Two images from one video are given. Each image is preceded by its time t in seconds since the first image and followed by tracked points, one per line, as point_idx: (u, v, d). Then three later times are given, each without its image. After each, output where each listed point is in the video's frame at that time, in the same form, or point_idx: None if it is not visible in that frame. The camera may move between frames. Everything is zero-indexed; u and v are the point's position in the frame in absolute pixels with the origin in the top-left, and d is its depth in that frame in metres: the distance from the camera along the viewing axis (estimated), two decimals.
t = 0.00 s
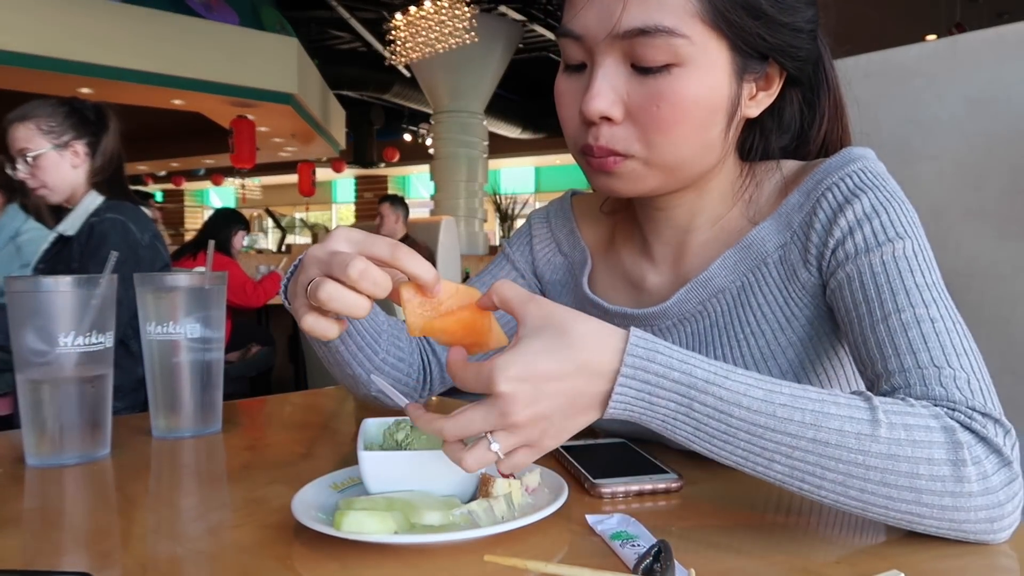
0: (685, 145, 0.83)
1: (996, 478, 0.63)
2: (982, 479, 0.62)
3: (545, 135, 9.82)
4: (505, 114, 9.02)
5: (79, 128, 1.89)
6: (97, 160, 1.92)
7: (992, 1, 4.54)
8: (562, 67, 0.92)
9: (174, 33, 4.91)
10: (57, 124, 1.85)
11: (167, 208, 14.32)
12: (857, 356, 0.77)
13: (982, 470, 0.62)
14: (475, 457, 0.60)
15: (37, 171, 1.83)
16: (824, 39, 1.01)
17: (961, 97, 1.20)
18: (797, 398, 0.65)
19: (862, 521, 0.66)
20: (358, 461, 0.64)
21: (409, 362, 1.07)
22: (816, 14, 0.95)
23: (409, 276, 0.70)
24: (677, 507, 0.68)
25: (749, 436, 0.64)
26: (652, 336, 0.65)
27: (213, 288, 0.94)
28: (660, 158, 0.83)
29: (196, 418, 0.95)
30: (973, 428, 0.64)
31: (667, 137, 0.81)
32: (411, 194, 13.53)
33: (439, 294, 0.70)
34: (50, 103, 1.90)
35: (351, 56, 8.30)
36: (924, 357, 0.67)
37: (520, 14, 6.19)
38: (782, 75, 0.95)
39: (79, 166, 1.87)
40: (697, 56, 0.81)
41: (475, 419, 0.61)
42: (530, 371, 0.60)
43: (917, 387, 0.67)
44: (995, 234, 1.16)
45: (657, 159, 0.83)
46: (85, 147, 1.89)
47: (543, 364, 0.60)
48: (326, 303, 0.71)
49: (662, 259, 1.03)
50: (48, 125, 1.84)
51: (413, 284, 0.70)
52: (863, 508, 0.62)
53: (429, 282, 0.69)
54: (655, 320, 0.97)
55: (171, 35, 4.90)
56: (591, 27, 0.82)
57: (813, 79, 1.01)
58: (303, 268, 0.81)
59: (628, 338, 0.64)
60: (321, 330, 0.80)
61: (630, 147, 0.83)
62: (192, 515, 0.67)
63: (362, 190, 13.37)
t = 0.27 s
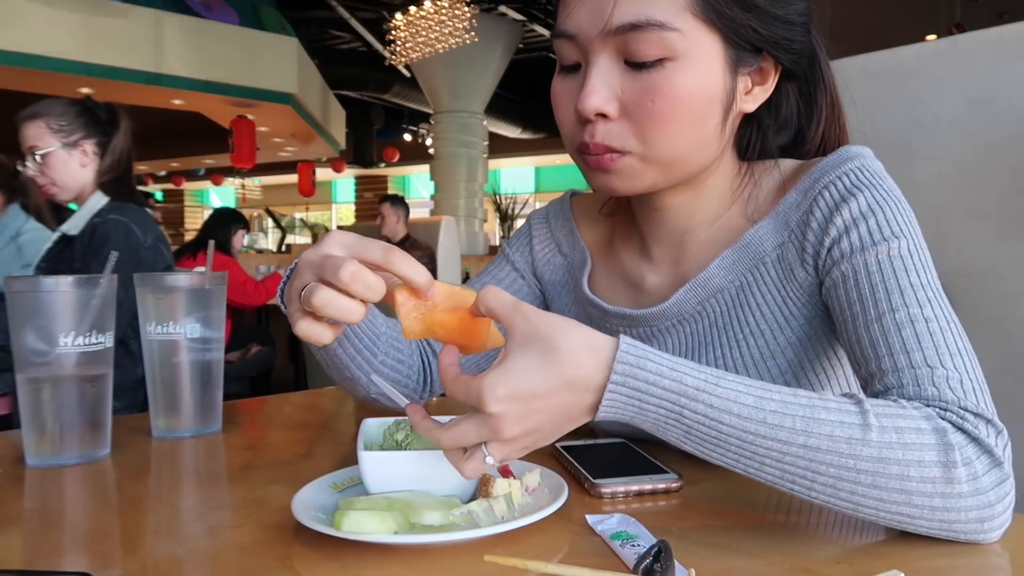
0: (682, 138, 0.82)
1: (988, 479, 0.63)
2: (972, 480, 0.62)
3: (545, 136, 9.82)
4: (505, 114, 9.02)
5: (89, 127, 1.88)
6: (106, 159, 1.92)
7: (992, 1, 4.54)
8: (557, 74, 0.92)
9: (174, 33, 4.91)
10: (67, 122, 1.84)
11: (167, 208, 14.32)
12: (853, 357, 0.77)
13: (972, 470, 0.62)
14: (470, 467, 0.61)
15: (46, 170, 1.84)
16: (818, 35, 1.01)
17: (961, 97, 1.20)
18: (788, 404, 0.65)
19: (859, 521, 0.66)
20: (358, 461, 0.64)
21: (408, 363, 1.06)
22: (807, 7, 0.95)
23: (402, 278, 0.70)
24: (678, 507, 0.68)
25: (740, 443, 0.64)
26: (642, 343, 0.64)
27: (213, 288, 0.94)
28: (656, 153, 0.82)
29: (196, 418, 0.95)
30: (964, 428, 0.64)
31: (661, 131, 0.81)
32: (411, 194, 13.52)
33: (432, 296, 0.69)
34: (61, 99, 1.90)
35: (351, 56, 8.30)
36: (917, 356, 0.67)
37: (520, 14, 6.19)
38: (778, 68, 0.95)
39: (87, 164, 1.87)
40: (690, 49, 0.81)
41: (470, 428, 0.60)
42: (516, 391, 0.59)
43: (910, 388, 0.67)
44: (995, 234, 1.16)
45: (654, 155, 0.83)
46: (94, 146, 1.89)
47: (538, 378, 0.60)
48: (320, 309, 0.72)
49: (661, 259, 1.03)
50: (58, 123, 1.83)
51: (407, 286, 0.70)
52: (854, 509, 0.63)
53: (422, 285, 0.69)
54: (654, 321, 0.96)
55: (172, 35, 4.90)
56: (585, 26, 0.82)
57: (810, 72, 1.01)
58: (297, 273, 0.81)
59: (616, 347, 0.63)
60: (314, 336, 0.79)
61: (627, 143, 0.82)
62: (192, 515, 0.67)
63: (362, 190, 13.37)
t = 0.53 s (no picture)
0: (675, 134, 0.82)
1: (988, 479, 0.63)
2: (974, 480, 0.62)
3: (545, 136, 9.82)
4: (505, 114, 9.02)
5: (90, 126, 1.88)
6: (108, 158, 1.91)
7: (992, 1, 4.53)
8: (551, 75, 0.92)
9: (174, 33, 4.92)
10: (68, 120, 1.84)
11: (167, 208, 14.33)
12: (853, 359, 0.77)
13: (974, 471, 0.62)
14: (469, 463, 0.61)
15: (46, 167, 1.84)
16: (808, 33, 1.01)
17: (961, 97, 1.20)
18: (792, 408, 0.65)
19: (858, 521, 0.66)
20: (358, 461, 0.64)
21: (406, 366, 1.06)
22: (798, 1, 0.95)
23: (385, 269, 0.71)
24: (678, 508, 0.68)
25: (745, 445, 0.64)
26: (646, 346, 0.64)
27: (213, 288, 0.94)
28: (652, 149, 0.82)
29: (196, 418, 0.95)
30: (966, 428, 0.64)
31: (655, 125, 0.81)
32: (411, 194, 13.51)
33: (412, 287, 0.70)
34: (67, 99, 1.90)
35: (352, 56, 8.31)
36: (918, 356, 0.67)
37: (520, 14, 6.19)
38: (769, 62, 0.94)
39: (87, 163, 1.86)
40: (683, 40, 0.81)
41: (471, 428, 0.60)
42: (516, 399, 0.59)
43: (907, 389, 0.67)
44: (995, 234, 1.16)
45: (648, 151, 0.82)
46: (95, 145, 1.88)
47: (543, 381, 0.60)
48: (303, 308, 0.72)
49: (659, 260, 1.03)
50: (59, 121, 1.83)
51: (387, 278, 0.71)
52: (856, 509, 0.63)
53: (401, 275, 0.70)
54: (653, 321, 0.96)
55: (172, 35, 4.90)
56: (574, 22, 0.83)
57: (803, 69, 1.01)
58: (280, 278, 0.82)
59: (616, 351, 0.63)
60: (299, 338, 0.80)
61: (622, 135, 0.82)
62: (191, 515, 0.67)
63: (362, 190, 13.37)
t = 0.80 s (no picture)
0: (682, 109, 0.81)
1: (992, 478, 0.63)
2: (977, 477, 0.62)
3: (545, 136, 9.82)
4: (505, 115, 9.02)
5: (88, 126, 1.87)
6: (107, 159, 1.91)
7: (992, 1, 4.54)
8: (549, 67, 0.92)
9: (174, 33, 4.92)
10: (65, 120, 1.85)
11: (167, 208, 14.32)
12: (856, 353, 0.76)
13: (978, 467, 0.63)
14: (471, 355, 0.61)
15: (43, 167, 1.84)
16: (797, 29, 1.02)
17: (961, 96, 1.20)
18: (817, 374, 0.63)
19: (855, 520, 0.66)
20: (358, 461, 0.64)
21: (408, 374, 1.05)
22: None
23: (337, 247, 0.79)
24: (678, 508, 0.68)
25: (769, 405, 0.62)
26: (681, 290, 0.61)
27: (213, 288, 0.94)
28: (661, 125, 0.81)
29: (196, 418, 0.95)
30: (976, 426, 0.64)
31: (663, 99, 0.80)
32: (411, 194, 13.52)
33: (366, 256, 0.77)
34: (67, 99, 1.91)
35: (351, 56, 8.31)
36: (923, 353, 0.67)
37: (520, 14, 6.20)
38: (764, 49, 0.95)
39: (84, 163, 1.86)
40: (685, 21, 0.82)
41: (482, 323, 0.60)
42: (539, 307, 0.57)
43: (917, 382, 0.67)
44: (995, 234, 1.16)
45: (657, 128, 0.81)
46: (92, 145, 1.87)
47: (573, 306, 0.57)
48: (255, 283, 0.81)
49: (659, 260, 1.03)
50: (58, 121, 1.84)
51: (341, 252, 0.79)
52: (860, 489, 0.63)
53: (353, 248, 0.77)
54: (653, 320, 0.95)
55: (171, 35, 4.90)
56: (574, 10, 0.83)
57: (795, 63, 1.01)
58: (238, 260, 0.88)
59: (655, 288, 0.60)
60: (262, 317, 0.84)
61: (629, 111, 0.81)
62: (191, 515, 0.67)
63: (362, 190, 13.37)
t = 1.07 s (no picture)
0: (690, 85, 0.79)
1: (970, 472, 0.64)
2: (951, 467, 0.63)
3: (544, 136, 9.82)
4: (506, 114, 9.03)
5: (82, 127, 1.88)
6: (102, 160, 1.91)
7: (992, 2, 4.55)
8: (543, 52, 0.91)
9: (174, 34, 4.92)
10: (60, 122, 1.86)
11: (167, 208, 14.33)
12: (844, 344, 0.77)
13: (956, 458, 0.63)
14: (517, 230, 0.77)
15: (36, 168, 1.84)
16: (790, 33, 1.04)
17: (961, 96, 1.20)
18: (812, 326, 0.66)
19: (848, 517, 0.66)
20: (358, 461, 0.64)
21: (410, 382, 1.05)
22: None
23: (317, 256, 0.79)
24: (678, 508, 0.68)
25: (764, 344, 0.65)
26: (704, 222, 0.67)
27: (213, 288, 0.94)
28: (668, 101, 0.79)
29: (196, 418, 0.94)
30: (961, 420, 0.65)
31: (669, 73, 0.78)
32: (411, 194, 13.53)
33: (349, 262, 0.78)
34: (62, 101, 1.92)
35: (351, 56, 8.31)
36: (910, 350, 0.68)
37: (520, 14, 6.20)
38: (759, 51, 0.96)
39: (78, 165, 1.86)
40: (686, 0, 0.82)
41: (530, 202, 0.74)
42: (582, 200, 0.68)
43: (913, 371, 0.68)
44: (994, 234, 1.16)
45: (664, 100, 0.79)
46: (86, 147, 1.88)
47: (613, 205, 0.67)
48: (239, 296, 0.79)
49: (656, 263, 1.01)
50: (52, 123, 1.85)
51: (323, 260, 0.78)
52: (831, 446, 0.65)
53: (334, 252, 0.77)
54: (653, 322, 0.93)
55: (171, 35, 4.91)
56: None
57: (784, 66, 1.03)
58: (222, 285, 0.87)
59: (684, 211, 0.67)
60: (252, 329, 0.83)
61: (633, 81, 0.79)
62: (191, 515, 0.67)
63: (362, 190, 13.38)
